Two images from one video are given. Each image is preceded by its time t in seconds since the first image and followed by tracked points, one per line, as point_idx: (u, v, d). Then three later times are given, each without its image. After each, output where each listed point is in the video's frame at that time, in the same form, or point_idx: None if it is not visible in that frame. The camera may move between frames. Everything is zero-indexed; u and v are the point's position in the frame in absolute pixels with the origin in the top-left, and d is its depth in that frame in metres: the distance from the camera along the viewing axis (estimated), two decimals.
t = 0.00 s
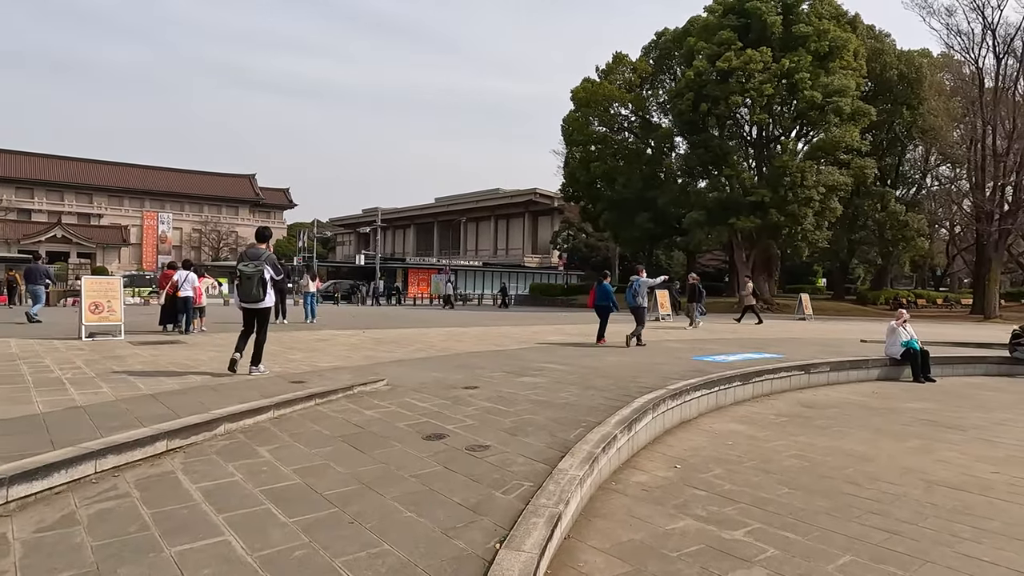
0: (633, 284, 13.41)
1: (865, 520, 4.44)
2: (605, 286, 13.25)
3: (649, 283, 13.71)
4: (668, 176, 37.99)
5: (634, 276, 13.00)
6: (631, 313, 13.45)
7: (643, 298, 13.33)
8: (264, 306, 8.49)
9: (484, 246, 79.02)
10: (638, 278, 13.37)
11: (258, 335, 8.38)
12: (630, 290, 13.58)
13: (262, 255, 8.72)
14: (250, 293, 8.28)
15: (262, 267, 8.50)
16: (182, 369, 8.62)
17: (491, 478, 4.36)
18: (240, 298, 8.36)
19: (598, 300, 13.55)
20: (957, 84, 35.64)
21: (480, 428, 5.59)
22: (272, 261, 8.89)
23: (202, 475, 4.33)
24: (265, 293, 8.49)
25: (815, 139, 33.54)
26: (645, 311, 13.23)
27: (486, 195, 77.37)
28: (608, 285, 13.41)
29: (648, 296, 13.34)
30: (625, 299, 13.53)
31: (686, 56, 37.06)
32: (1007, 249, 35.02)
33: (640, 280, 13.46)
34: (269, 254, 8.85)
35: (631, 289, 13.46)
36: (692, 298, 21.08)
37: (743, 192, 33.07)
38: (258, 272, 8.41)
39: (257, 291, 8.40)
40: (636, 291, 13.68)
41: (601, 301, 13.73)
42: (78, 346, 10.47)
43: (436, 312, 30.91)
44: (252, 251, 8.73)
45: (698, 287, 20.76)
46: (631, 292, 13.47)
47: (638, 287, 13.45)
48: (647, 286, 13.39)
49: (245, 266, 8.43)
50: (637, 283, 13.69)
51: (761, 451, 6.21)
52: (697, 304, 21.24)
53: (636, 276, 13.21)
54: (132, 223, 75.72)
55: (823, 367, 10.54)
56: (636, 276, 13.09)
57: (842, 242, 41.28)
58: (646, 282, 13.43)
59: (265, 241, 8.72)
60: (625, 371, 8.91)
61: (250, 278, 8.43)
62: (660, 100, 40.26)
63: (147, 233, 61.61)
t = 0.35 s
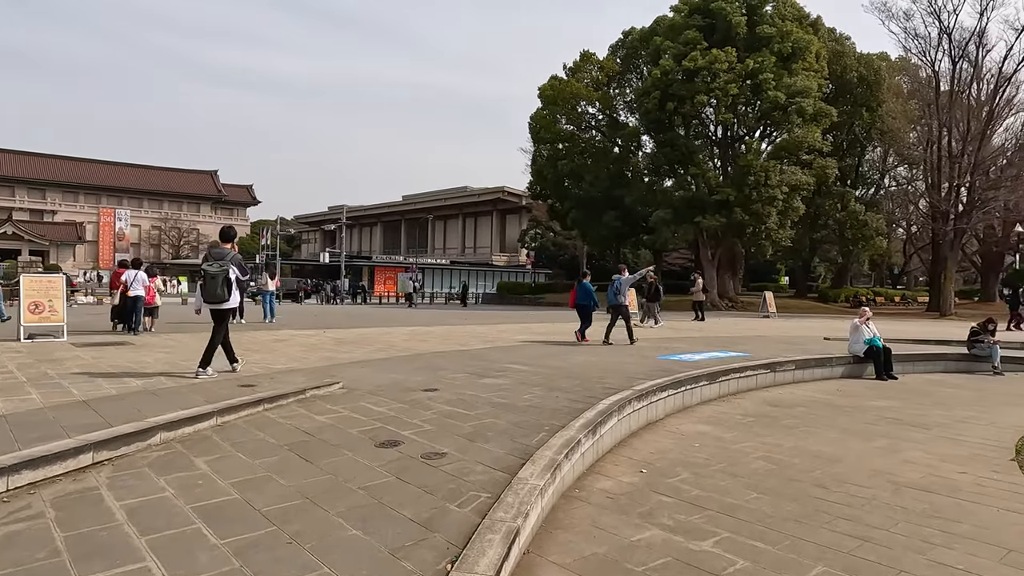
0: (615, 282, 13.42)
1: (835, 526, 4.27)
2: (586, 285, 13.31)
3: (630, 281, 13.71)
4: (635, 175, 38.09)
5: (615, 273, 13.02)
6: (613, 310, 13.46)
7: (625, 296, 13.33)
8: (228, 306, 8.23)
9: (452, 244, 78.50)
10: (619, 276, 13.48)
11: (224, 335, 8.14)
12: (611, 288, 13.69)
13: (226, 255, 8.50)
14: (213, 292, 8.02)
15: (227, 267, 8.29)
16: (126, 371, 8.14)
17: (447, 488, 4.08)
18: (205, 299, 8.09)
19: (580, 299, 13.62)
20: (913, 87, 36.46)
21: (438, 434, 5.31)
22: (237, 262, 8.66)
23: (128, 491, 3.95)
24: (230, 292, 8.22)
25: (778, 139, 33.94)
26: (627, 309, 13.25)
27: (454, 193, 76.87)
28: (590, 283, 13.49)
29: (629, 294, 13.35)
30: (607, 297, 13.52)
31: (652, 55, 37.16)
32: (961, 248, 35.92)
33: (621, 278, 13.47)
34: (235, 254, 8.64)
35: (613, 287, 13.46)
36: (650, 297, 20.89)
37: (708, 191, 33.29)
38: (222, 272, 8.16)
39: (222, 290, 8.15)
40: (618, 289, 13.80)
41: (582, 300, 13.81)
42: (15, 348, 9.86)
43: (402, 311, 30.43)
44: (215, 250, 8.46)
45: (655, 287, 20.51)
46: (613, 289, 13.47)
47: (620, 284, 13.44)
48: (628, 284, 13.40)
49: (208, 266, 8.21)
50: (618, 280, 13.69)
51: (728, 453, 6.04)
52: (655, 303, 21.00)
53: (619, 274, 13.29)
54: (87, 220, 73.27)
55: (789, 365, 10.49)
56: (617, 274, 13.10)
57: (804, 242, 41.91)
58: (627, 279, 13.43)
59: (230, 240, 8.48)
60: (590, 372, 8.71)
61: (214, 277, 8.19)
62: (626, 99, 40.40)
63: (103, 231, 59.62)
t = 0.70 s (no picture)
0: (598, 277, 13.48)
1: (811, 530, 4.09)
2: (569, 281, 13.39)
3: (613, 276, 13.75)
4: (601, 171, 38.03)
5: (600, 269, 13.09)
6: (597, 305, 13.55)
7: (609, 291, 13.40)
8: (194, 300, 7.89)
9: (418, 240, 77.73)
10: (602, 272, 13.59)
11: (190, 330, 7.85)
12: (593, 284, 13.83)
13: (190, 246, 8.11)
14: (177, 287, 7.71)
15: (191, 260, 7.86)
16: (63, 371, 7.61)
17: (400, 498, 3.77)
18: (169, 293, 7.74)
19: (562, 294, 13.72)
20: (873, 86, 37.13)
21: (394, 436, 5.00)
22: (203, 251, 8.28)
23: (44, 508, 3.55)
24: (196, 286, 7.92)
25: (742, 137, 34.22)
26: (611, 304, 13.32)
27: (419, 188, 76.10)
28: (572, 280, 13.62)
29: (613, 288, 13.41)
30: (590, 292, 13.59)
31: (618, 52, 37.11)
32: (917, 245, 36.79)
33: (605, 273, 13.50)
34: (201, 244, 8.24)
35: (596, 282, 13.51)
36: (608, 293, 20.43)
37: (674, 187, 33.40)
38: (186, 265, 7.78)
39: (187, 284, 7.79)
40: (600, 285, 13.96)
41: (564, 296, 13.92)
42: None
43: (365, 307, 29.85)
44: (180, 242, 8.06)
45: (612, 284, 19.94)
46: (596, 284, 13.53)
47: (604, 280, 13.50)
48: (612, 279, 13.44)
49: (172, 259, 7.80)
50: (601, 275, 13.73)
51: (696, 452, 5.86)
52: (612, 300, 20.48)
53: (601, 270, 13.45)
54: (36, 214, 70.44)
55: (755, 360, 10.42)
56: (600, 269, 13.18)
57: (766, 238, 42.43)
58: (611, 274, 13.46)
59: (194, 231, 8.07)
60: (557, 368, 8.48)
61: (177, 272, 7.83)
62: (593, 95, 40.35)
63: (53, 225, 57.29)
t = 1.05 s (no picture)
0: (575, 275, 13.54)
1: (776, 536, 3.93)
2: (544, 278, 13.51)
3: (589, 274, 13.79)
4: (562, 167, 37.93)
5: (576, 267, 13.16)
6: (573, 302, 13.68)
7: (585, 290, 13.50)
8: (148, 301, 7.53)
9: (377, 236, 76.63)
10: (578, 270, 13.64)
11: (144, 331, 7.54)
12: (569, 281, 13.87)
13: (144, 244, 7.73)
14: (129, 287, 7.33)
15: (144, 259, 7.49)
16: None
17: (339, 513, 3.46)
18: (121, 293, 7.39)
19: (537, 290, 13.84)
20: (826, 86, 37.84)
21: (340, 443, 4.66)
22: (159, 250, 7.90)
23: None
24: (150, 286, 7.54)
25: (700, 135, 34.53)
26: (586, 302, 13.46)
27: (379, 183, 75.02)
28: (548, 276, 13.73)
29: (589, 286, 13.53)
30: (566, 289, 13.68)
31: (578, 48, 37.03)
32: (868, 242, 37.73)
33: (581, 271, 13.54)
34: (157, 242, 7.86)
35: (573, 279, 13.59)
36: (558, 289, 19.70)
37: (633, 184, 33.44)
38: (139, 264, 7.40)
39: (140, 285, 7.43)
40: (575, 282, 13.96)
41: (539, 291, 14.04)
42: None
43: (321, 304, 29.06)
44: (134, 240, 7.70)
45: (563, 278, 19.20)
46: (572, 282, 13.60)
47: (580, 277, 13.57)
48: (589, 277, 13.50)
49: (123, 258, 7.41)
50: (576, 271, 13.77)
51: (657, 454, 5.67)
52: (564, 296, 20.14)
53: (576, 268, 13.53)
54: None
55: (714, 357, 10.35)
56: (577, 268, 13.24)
57: (723, 235, 43.01)
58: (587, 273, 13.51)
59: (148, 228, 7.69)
60: (515, 367, 8.24)
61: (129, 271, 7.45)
62: (553, 91, 40.24)
63: None
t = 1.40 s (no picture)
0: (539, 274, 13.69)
1: (733, 546, 3.74)
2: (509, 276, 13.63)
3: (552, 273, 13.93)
4: (512, 163, 37.72)
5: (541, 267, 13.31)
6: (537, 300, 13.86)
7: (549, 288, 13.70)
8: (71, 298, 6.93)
9: (325, 232, 74.98)
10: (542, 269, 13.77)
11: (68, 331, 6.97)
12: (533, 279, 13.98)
13: (72, 238, 7.21)
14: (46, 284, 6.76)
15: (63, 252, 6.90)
16: None
17: (257, 537, 3.09)
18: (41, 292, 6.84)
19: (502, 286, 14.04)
20: (771, 87, 38.67)
21: (267, 456, 4.27)
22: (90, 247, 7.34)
23: None
24: (73, 282, 6.94)
25: (649, 133, 34.81)
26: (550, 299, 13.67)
27: (326, 179, 73.35)
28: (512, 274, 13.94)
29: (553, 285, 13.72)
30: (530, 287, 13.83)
31: (528, 44, 36.83)
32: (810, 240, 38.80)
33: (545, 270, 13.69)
34: (86, 238, 7.30)
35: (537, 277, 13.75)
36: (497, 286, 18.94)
37: (583, 181, 33.48)
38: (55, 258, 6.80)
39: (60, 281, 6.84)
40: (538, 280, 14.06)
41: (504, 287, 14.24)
42: None
43: (264, 302, 28.05)
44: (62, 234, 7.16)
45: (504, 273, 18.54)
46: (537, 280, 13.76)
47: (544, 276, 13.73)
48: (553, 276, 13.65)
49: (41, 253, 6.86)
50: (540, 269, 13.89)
51: (609, 457, 5.46)
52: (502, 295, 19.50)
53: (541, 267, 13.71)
54: None
55: (665, 354, 10.27)
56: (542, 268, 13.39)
57: (671, 233, 43.56)
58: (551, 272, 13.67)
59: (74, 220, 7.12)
60: (462, 368, 7.94)
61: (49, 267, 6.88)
62: (504, 87, 39.96)
63: None
